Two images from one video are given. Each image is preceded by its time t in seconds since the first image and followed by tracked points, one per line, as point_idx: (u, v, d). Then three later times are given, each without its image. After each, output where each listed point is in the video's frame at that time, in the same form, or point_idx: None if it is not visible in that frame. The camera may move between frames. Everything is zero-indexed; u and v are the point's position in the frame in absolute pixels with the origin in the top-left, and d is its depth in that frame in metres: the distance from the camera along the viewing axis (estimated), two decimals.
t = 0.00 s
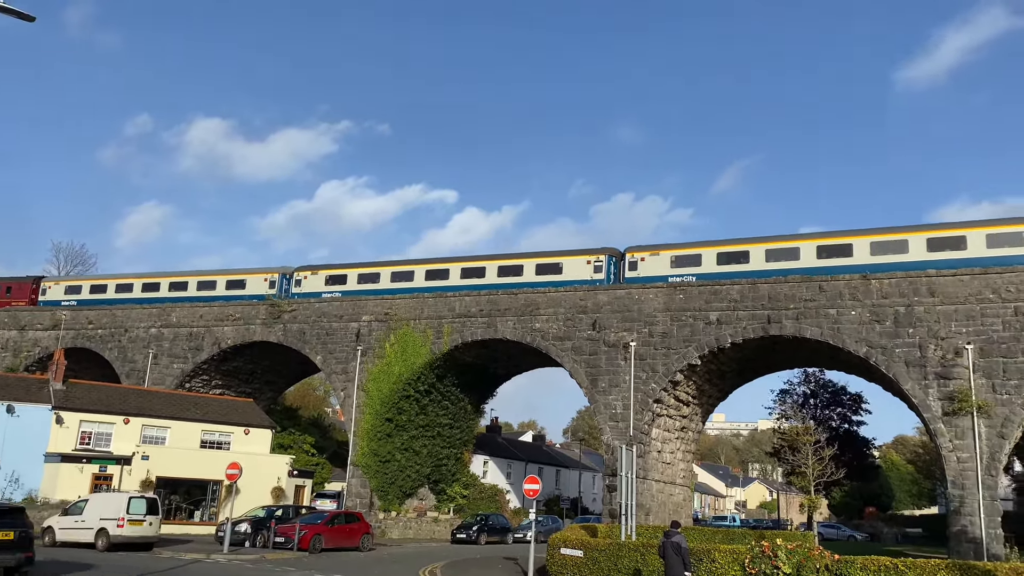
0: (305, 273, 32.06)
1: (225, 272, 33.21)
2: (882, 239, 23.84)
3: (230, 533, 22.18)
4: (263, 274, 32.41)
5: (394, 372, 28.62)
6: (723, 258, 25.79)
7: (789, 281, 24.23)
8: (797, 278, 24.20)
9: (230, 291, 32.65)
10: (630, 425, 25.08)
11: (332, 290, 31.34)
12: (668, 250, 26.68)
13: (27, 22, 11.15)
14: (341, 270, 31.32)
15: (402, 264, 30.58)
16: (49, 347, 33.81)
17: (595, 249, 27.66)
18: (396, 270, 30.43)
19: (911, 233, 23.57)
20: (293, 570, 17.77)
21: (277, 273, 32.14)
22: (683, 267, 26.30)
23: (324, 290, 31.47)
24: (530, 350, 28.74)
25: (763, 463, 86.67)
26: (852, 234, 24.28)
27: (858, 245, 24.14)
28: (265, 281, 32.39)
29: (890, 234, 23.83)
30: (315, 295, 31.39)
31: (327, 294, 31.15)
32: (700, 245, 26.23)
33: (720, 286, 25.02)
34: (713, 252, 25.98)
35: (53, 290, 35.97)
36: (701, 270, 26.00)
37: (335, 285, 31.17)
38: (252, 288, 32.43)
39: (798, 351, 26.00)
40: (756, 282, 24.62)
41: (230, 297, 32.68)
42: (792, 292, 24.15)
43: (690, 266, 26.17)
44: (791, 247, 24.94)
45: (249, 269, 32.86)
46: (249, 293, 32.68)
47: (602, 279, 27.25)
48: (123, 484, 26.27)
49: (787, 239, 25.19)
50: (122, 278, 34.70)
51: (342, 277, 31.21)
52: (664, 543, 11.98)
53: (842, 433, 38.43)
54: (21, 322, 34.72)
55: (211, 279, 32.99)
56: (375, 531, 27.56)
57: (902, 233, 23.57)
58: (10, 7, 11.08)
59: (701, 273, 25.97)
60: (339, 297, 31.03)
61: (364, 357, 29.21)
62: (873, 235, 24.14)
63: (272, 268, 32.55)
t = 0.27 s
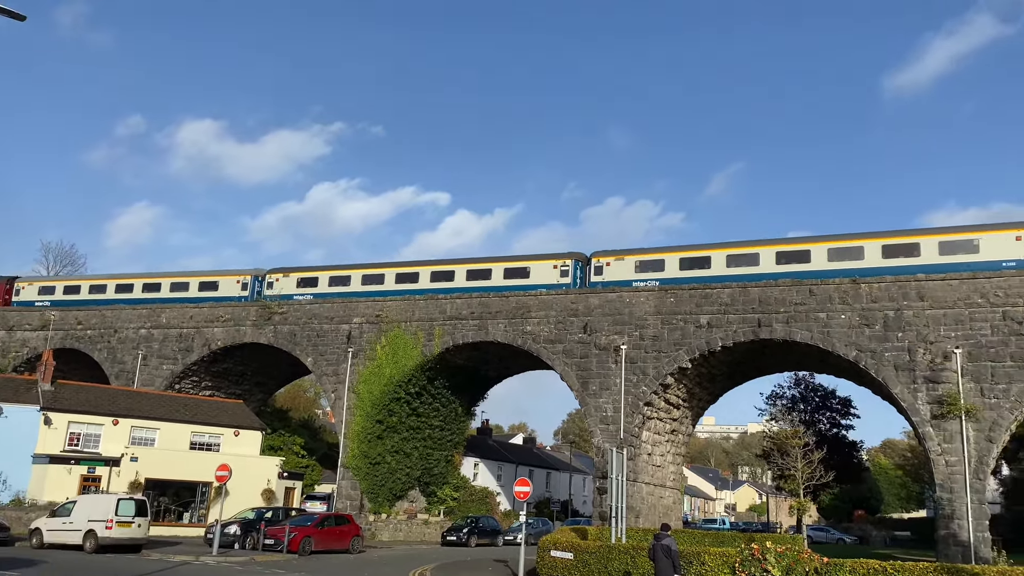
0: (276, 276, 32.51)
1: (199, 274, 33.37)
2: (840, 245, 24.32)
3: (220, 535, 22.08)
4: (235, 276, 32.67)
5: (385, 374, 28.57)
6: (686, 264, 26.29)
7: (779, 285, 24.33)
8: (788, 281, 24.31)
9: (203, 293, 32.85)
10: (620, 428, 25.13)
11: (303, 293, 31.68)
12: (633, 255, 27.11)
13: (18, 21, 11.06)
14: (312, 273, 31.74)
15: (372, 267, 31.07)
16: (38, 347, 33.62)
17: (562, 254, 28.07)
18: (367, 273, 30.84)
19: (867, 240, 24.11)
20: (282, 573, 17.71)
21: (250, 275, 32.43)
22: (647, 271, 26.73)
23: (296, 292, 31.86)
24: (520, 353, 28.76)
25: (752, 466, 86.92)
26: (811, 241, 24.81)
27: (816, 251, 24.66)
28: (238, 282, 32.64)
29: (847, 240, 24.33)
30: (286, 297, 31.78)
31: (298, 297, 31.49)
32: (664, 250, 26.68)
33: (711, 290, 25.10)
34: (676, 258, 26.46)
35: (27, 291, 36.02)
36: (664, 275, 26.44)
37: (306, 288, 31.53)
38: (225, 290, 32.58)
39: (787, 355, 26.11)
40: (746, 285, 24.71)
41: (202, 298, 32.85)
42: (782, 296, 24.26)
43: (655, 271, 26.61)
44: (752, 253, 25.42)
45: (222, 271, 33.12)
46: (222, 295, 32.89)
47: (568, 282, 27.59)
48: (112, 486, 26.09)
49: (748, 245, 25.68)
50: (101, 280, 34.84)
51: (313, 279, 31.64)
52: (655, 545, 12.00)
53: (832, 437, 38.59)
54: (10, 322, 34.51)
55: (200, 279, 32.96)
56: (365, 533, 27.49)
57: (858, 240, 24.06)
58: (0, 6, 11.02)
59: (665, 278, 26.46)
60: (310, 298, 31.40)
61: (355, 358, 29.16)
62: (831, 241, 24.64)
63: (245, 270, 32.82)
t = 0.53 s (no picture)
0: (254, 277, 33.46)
1: (176, 275, 34.30)
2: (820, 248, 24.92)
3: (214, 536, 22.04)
4: (213, 278, 33.60)
5: (380, 375, 28.56)
6: (653, 267, 27.08)
7: (774, 286, 24.39)
8: (783, 283, 24.36)
9: (181, 294, 33.71)
10: (615, 429, 25.16)
11: (281, 294, 32.67)
12: (602, 258, 27.90)
13: (13, 20, 11.02)
14: (288, 274, 32.69)
15: (346, 268, 31.93)
16: (32, 348, 33.54)
17: (532, 257, 28.97)
18: (340, 275, 31.71)
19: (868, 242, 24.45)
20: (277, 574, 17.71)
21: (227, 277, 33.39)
22: (614, 275, 27.60)
23: (274, 293, 32.83)
24: (516, 354, 28.79)
25: (746, 467, 87.09)
26: (794, 244, 25.41)
27: (778, 254, 25.53)
28: (215, 284, 33.61)
29: (809, 244, 25.19)
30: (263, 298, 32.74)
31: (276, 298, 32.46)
32: (629, 254, 27.52)
33: (706, 291, 25.14)
34: (644, 261, 27.23)
35: (5, 291, 36.97)
36: (632, 277, 27.23)
37: (283, 289, 32.49)
38: (203, 291, 33.59)
39: (781, 356, 26.19)
40: (741, 287, 24.77)
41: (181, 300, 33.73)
42: (777, 297, 24.31)
43: (622, 275, 27.41)
44: (716, 257, 26.28)
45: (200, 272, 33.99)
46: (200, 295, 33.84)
47: (538, 284, 28.56)
48: (106, 487, 26.05)
49: (712, 249, 26.50)
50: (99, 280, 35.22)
51: (289, 281, 32.58)
52: (649, 548, 12.01)
53: (827, 438, 38.69)
54: (4, 323, 34.42)
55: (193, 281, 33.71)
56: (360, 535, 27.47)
57: (821, 245, 24.91)
58: None
59: (632, 281, 27.25)
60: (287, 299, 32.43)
61: (350, 359, 29.15)
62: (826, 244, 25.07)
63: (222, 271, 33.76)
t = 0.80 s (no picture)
0: (234, 278, 33.72)
1: (158, 275, 34.60)
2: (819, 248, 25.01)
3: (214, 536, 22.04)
4: (194, 277, 33.88)
5: (380, 375, 28.55)
6: (625, 267, 27.64)
7: (773, 285, 24.38)
8: (782, 282, 24.36)
9: (163, 294, 33.99)
10: (614, 429, 25.17)
11: (260, 294, 32.91)
12: (577, 258, 28.43)
13: (11, 20, 10.98)
14: (268, 274, 32.99)
15: (325, 269, 32.25)
16: (30, 348, 33.51)
17: (508, 257, 29.41)
18: (320, 275, 32.01)
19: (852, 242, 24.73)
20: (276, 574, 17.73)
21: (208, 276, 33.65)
22: (589, 275, 28.12)
23: (253, 293, 33.07)
24: (515, 354, 28.81)
25: (745, 467, 87.10)
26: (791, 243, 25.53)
27: (747, 255, 26.06)
28: (196, 284, 33.89)
29: (777, 246, 25.77)
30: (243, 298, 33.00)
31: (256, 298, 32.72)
32: (603, 254, 28.07)
33: (705, 291, 25.15)
34: (617, 261, 27.77)
35: None
36: (606, 278, 27.84)
37: (263, 289, 32.71)
38: (183, 291, 33.86)
39: (780, 356, 26.20)
40: (740, 286, 24.79)
41: (162, 299, 34.01)
42: (776, 296, 24.32)
43: (595, 275, 27.99)
44: (686, 258, 26.83)
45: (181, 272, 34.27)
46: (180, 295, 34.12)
47: (513, 284, 28.99)
48: (105, 487, 26.04)
49: (683, 250, 27.05)
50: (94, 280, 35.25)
51: (269, 281, 32.89)
52: (648, 547, 12.01)
53: (826, 437, 38.73)
54: (2, 323, 34.39)
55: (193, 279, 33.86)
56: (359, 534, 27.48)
57: (789, 245, 25.51)
58: None
59: (606, 281, 27.86)
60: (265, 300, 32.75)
61: (349, 359, 29.15)
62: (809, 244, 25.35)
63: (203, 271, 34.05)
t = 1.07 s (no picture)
0: (217, 277, 33.72)
1: (143, 275, 34.74)
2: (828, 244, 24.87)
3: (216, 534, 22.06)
4: (179, 277, 33.96)
5: (381, 372, 28.57)
6: (600, 267, 27.96)
7: (775, 282, 24.37)
8: (783, 279, 24.36)
9: (148, 293, 34.16)
10: (616, 426, 25.16)
11: (243, 294, 32.87)
12: (553, 258, 28.66)
13: (11, 18, 10.94)
14: (251, 274, 32.93)
15: (306, 268, 32.40)
16: (32, 347, 33.54)
17: (486, 257, 29.60)
18: (301, 274, 32.17)
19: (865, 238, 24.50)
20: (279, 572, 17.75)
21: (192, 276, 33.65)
22: (565, 274, 28.36)
23: (235, 293, 33.07)
24: (516, 351, 28.81)
25: (747, 464, 87.06)
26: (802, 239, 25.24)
27: (719, 254, 26.29)
28: (180, 283, 33.93)
29: (749, 244, 25.95)
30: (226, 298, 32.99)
31: (238, 297, 32.76)
32: (580, 253, 28.35)
33: (706, 288, 25.15)
34: (592, 261, 28.10)
35: None
36: (581, 277, 28.11)
37: (244, 289, 32.68)
38: (168, 290, 33.97)
39: (781, 352, 26.19)
40: (741, 283, 24.77)
41: (147, 298, 34.16)
42: (778, 293, 24.30)
43: (571, 273, 28.25)
44: (659, 256, 27.07)
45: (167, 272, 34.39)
46: (166, 295, 34.22)
47: (491, 283, 29.19)
48: (107, 485, 26.09)
49: (657, 249, 27.26)
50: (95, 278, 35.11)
51: (251, 280, 32.82)
52: (651, 544, 11.99)
53: (827, 434, 38.73)
54: (4, 322, 34.42)
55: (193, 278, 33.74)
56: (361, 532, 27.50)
57: (759, 244, 25.74)
58: None
59: (581, 280, 28.12)
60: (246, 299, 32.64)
61: (351, 357, 29.17)
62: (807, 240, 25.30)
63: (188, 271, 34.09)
